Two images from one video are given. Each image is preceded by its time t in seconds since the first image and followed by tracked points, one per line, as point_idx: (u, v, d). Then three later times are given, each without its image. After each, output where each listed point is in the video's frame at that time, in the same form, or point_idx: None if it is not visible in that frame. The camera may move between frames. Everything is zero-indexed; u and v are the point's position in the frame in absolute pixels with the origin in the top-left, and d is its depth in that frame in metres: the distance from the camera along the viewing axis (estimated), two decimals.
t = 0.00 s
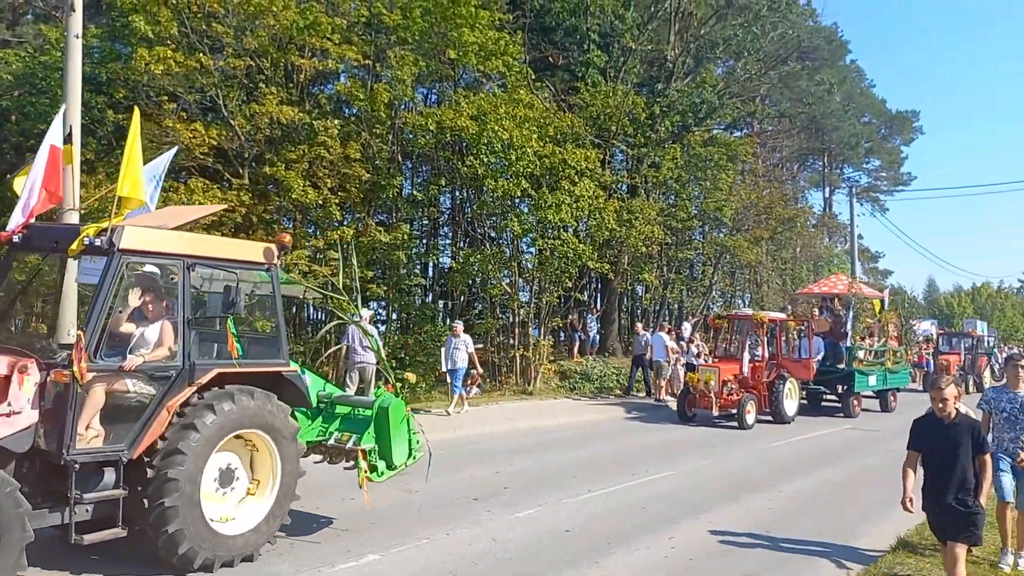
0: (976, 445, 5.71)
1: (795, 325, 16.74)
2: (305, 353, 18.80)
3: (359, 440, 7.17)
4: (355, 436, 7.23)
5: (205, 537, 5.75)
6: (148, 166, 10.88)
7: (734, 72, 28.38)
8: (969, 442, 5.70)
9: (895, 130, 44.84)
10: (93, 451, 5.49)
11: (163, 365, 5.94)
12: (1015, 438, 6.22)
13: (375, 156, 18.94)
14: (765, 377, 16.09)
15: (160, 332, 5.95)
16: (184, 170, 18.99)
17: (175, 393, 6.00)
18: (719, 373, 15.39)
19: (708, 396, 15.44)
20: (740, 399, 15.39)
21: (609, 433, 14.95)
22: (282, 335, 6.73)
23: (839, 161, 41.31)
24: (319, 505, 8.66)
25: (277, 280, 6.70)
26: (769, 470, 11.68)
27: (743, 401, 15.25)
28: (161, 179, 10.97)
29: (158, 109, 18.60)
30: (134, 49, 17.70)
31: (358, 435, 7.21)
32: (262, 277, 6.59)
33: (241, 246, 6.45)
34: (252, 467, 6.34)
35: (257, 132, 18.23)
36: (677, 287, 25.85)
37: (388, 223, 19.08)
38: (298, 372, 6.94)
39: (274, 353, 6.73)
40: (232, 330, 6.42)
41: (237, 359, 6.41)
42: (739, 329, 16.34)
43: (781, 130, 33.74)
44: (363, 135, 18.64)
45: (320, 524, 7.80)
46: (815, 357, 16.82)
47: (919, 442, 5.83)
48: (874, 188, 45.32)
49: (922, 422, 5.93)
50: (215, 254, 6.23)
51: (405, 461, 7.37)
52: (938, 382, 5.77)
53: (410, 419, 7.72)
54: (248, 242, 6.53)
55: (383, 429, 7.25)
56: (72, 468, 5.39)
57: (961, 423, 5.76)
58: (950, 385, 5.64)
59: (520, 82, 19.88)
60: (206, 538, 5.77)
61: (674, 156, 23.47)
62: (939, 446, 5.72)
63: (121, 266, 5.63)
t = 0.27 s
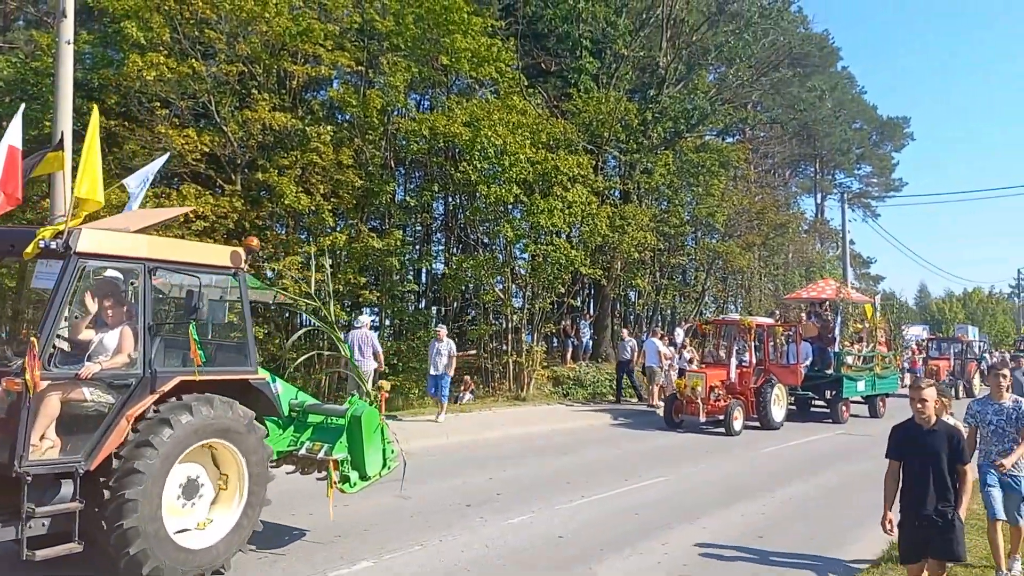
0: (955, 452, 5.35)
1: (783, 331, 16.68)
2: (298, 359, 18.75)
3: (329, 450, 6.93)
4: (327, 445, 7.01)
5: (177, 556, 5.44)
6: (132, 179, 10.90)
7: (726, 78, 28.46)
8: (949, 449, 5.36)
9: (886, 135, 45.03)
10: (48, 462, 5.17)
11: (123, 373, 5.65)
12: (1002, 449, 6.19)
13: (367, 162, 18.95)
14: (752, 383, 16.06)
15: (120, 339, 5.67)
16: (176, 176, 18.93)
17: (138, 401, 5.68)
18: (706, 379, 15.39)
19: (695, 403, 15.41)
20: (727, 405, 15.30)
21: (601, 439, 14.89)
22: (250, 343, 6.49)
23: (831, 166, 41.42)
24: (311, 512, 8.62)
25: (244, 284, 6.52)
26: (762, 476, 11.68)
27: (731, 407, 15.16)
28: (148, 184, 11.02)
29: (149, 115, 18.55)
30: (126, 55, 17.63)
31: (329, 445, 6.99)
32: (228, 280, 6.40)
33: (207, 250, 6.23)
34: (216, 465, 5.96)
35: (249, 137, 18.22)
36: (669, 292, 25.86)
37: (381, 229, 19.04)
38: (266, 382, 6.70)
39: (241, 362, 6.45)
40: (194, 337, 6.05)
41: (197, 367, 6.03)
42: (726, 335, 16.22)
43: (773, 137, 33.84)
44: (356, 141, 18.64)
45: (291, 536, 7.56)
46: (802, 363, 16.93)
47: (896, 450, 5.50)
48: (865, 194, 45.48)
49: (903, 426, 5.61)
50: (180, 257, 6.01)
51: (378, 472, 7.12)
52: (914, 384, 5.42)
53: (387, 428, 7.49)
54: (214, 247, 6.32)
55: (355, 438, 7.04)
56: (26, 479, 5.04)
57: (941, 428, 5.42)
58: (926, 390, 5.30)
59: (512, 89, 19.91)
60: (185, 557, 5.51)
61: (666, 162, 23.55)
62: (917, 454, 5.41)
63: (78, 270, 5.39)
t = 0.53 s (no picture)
0: (935, 460, 5.16)
1: (772, 335, 16.53)
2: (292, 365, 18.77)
3: (302, 458, 6.83)
4: (298, 453, 6.90)
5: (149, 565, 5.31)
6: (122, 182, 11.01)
7: (719, 84, 28.56)
8: (929, 457, 5.17)
9: (879, 141, 45.22)
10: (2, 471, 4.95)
11: (82, 380, 5.43)
12: (986, 450, 6.17)
13: (362, 166, 19.04)
14: (740, 388, 16.00)
15: (79, 345, 5.45)
16: (170, 181, 18.93)
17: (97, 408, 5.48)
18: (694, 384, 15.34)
19: (683, 408, 15.37)
20: (715, 410, 15.21)
21: (594, 444, 14.90)
22: (218, 348, 6.31)
23: (824, 172, 41.57)
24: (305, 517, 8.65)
25: (212, 287, 6.34)
26: (754, 480, 11.72)
27: (719, 413, 15.10)
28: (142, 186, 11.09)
29: (143, 120, 18.55)
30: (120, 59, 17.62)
31: (302, 453, 6.89)
32: (197, 282, 6.22)
33: (174, 252, 6.05)
34: (174, 464, 5.71)
35: (243, 142, 18.25)
36: (663, 297, 25.89)
37: (375, 234, 19.15)
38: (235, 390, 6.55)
39: (208, 368, 6.28)
40: (157, 344, 5.89)
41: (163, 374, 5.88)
42: (715, 339, 16.28)
43: (766, 142, 33.97)
44: (350, 146, 18.82)
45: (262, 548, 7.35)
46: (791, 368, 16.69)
47: (875, 460, 5.34)
48: (858, 199, 45.61)
49: (881, 435, 5.44)
50: (145, 260, 5.82)
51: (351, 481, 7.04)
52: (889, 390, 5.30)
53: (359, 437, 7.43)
54: (181, 248, 6.14)
55: (328, 446, 6.96)
56: None
57: (920, 436, 5.25)
58: (900, 396, 5.16)
59: (506, 94, 19.94)
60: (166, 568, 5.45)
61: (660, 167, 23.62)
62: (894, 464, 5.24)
63: (34, 272, 5.17)
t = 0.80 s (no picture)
0: (914, 473, 4.75)
1: (764, 339, 16.46)
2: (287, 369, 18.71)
3: (273, 467, 6.73)
4: (270, 462, 6.80)
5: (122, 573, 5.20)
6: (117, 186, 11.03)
7: (714, 88, 28.58)
8: (907, 470, 4.76)
9: (873, 145, 45.32)
10: None
11: (38, 385, 5.33)
12: (978, 463, 5.98)
13: (358, 171, 18.89)
14: (731, 393, 15.81)
15: (37, 348, 5.34)
16: (165, 186, 18.88)
17: (60, 419, 5.39)
18: (684, 389, 15.18)
19: (673, 412, 15.21)
20: (705, 415, 15.03)
21: (590, 449, 14.82)
22: (185, 352, 6.21)
23: (819, 176, 41.62)
24: (300, 522, 8.61)
25: (179, 289, 6.24)
26: (751, 485, 11.69)
27: (709, 418, 14.88)
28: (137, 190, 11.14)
29: (138, 124, 18.48)
30: (114, 63, 17.56)
31: (273, 462, 6.79)
32: (162, 284, 6.12)
33: (138, 253, 5.95)
34: (127, 469, 5.53)
35: (238, 146, 18.22)
36: (659, 301, 25.86)
37: (371, 238, 19.08)
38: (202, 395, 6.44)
39: (176, 373, 6.17)
40: (119, 347, 5.78)
41: (127, 379, 5.78)
42: (705, 343, 16.07)
43: (761, 146, 34.02)
44: (345, 150, 18.63)
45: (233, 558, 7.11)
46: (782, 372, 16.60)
47: (849, 471, 4.92)
48: (853, 203, 45.66)
49: (856, 443, 5.04)
50: (110, 261, 5.73)
51: (325, 490, 6.92)
52: (866, 397, 4.89)
53: (334, 442, 7.30)
54: (147, 249, 6.06)
55: (301, 455, 6.83)
56: None
57: (897, 445, 4.85)
58: (877, 404, 4.76)
59: (502, 98, 19.93)
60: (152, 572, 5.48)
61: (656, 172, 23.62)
62: (869, 476, 4.83)
63: None
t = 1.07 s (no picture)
0: (901, 480, 4.46)
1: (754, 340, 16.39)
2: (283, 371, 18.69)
3: (245, 473, 6.62)
4: (242, 467, 6.68)
5: None
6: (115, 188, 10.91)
7: (711, 91, 28.78)
8: (894, 476, 4.46)
9: (868, 149, 45.46)
10: None
11: None
12: (970, 471, 5.91)
13: (354, 173, 18.87)
14: (722, 396, 15.68)
15: None
16: (161, 188, 18.86)
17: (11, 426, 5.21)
18: (674, 392, 14.95)
19: (663, 416, 14.98)
20: (695, 419, 14.88)
21: (585, 451, 14.80)
22: (151, 354, 6.14)
23: (814, 179, 41.70)
24: (295, 525, 8.59)
25: (145, 288, 6.17)
26: (747, 487, 11.70)
27: (698, 421, 14.71)
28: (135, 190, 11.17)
29: (134, 126, 18.46)
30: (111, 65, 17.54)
31: (245, 467, 6.67)
32: (128, 283, 6.04)
33: (103, 253, 5.86)
34: (78, 477, 5.30)
35: (234, 148, 18.19)
36: (655, 304, 25.89)
37: (367, 240, 19.02)
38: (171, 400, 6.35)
39: (141, 376, 6.09)
40: (78, 349, 5.69)
41: (87, 381, 5.69)
42: (695, 345, 15.86)
43: (756, 149, 34.12)
44: (341, 152, 18.62)
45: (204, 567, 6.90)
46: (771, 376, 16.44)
47: (830, 476, 4.59)
48: (849, 207, 45.74)
49: (837, 445, 4.71)
50: (72, 260, 5.65)
51: (297, 496, 6.84)
52: (852, 397, 4.55)
53: (309, 445, 7.19)
54: (112, 249, 5.97)
55: (274, 460, 6.73)
56: None
57: (882, 448, 4.53)
58: (863, 406, 4.43)
59: (498, 101, 19.95)
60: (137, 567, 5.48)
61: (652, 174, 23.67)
62: (851, 482, 4.51)
63: None
